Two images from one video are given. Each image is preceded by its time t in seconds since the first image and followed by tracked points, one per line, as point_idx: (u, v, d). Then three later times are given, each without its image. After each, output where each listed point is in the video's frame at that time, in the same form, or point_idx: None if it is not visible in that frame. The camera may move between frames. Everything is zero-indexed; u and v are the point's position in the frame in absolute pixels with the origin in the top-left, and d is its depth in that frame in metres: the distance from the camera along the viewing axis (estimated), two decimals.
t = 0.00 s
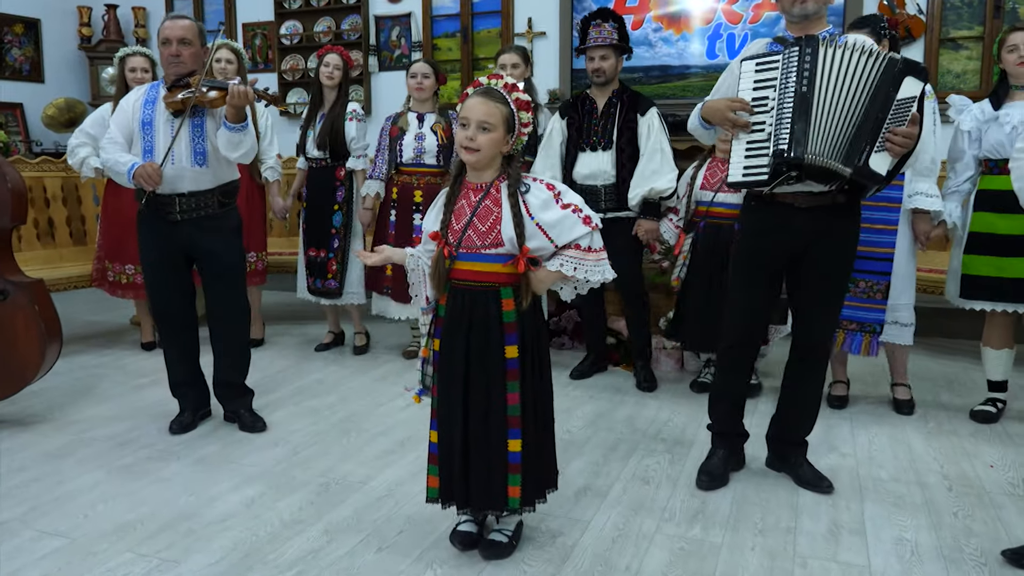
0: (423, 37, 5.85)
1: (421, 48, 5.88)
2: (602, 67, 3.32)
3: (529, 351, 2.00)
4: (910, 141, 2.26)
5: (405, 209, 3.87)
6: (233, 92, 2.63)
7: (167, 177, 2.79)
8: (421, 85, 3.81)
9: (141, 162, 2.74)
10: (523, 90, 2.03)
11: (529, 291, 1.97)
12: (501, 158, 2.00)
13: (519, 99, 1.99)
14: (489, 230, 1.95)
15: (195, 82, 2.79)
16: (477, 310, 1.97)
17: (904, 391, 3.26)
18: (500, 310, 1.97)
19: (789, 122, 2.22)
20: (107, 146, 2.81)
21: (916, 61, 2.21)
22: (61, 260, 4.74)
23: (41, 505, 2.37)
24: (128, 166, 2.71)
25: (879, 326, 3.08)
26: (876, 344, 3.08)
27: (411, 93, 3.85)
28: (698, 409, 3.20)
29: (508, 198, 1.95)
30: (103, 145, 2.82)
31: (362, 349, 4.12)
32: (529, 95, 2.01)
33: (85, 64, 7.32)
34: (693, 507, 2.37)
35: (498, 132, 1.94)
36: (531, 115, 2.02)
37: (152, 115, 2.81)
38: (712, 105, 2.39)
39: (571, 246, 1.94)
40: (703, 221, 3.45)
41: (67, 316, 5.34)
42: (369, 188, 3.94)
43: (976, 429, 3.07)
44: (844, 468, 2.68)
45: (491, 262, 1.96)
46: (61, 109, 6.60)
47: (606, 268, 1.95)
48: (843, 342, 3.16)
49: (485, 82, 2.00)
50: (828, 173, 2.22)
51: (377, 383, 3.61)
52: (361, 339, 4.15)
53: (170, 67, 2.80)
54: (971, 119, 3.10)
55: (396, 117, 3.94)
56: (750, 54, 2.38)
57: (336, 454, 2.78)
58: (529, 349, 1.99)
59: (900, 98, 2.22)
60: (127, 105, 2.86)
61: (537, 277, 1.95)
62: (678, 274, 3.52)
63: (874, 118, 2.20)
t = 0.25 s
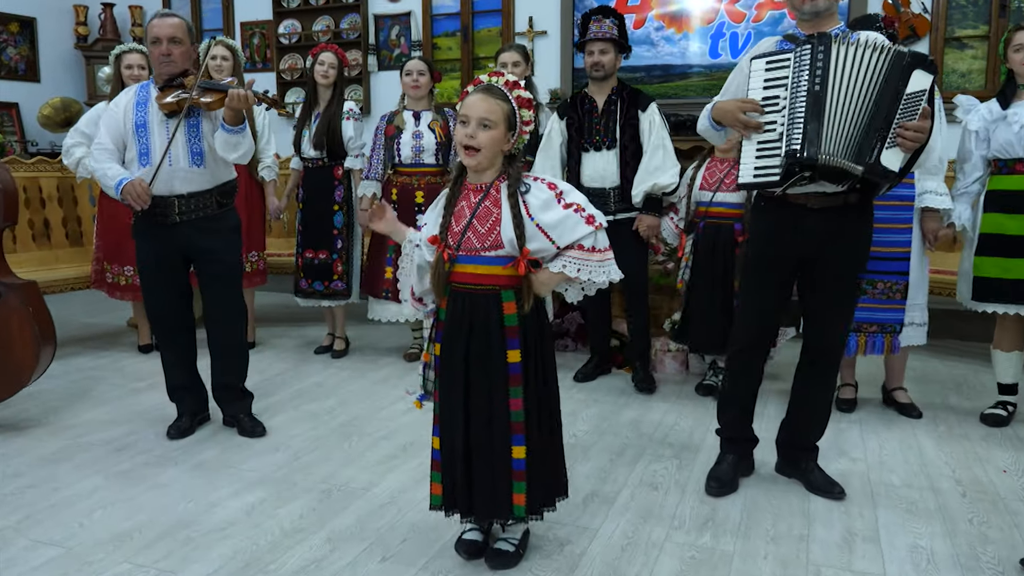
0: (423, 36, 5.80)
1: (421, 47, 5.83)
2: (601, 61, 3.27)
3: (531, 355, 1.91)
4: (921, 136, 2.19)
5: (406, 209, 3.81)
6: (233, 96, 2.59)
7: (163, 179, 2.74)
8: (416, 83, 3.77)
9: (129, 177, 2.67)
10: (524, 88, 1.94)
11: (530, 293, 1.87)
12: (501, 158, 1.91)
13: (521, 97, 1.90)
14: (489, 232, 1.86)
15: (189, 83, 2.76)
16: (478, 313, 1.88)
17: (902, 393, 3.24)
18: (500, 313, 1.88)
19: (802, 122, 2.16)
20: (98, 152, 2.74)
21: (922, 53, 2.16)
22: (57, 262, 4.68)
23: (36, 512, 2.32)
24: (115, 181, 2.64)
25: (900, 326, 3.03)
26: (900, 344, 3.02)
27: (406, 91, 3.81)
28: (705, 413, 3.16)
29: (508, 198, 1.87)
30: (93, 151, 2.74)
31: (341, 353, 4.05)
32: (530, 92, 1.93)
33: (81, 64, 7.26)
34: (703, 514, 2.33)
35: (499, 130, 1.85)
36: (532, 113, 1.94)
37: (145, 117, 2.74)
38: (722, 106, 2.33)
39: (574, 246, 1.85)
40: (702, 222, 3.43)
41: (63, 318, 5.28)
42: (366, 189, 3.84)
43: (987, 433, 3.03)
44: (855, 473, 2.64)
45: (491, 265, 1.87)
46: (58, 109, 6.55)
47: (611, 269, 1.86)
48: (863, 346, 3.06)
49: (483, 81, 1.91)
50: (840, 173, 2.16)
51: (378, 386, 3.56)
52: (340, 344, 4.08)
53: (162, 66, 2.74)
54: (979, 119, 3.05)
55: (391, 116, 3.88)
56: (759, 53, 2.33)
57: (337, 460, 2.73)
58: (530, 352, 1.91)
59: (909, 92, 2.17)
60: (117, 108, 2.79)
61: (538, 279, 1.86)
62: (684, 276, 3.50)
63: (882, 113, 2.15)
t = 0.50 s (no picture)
0: (419, 35, 5.74)
1: (416, 45, 5.78)
2: (601, 62, 3.21)
3: (535, 358, 1.81)
4: (929, 132, 2.10)
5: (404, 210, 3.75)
6: (236, 96, 2.60)
7: (161, 181, 2.68)
8: (412, 82, 3.72)
9: (122, 189, 2.60)
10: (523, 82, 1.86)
11: (534, 297, 1.80)
12: (505, 154, 1.83)
13: (522, 91, 1.81)
14: (491, 233, 1.78)
15: (188, 82, 2.72)
16: (481, 316, 1.79)
17: (909, 396, 3.19)
18: (504, 318, 1.78)
19: (810, 122, 2.09)
20: (90, 158, 2.64)
21: (930, 47, 2.09)
22: (48, 263, 4.61)
23: (26, 521, 2.25)
24: (109, 192, 2.56)
25: (917, 329, 3.00)
26: (917, 348, 2.98)
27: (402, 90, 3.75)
28: (708, 417, 3.10)
29: (510, 198, 1.79)
30: (85, 157, 2.64)
31: (346, 355, 4.00)
32: (530, 87, 1.84)
33: (72, 63, 7.18)
34: (710, 522, 2.28)
35: (502, 125, 1.76)
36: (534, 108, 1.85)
37: (141, 118, 2.67)
38: (729, 104, 2.27)
39: (579, 249, 1.77)
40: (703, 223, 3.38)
41: (53, 320, 5.20)
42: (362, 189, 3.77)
43: (994, 437, 2.98)
44: (862, 479, 2.59)
45: (494, 267, 1.79)
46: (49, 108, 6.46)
47: (617, 271, 1.78)
48: (878, 347, 3.04)
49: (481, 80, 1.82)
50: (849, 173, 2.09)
51: (375, 389, 3.50)
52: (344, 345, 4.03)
53: (155, 66, 2.65)
54: (992, 118, 2.98)
55: (386, 115, 3.81)
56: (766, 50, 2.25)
57: (335, 466, 2.67)
58: (534, 356, 1.81)
59: (916, 87, 2.08)
60: (108, 110, 2.69)
61: (543, 282, 1.79)
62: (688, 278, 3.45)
63: (887, 109, 2.07)
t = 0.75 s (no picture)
0: (422, 35, 5.70)
1: (419, 45, 5.73)
2: (619, 57, 3.17)
3: (550, 362, 1.75)
4: (946, 125, 2.03)
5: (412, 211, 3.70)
6: (253, 98, 2.54)
7: (170, 182, 2.65)
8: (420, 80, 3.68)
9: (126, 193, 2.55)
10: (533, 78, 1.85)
11: (552, 300, 1.75)
12: (524, 151, 1.79)
13: (534, 87, 1.80)
14: (511, 232, 1.72)
15: (200, 83, 2.69)
16: (498, 317, 1.74)
17: (942, 401, 3.13)
18: (521, 320, 1.73)
19: (829, 120, 2.04)
20: (95, 157, 2.58)
21: (946, 41, 2.03)
22: (46, 265, 4.56)
23: (25, 530, 2.20)
24: (111, 197, 2.51)
25: (934, 332, 3.01)
26: (933, 351, 3.01)
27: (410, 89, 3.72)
28: (719, 421, 3.06)
29: (531, 196, 1.73)
30: (89, 156, 2.58)
31: (375, 358, 3.95)
32: (541, 82, 1.83)
33: (72, 63, 7.13)
34: (726, 529, 2.23)
35: (519, 119, 1.74)
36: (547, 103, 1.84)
37: (151, 117, 2.63)
38: (744, 98, 2.21)
39: (598, 251, 1.72)
40: (721, 224, 3.32)
41: (53, 323, 5.14)
42: (371, 190, 3.76)
43: (1010, 441, 2.94)
44: (879, 484, 2.54)
45: (511, 268, 1.73)
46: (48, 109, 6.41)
47: (637, 275, 1.73)
48: (895, 349, 3.07)
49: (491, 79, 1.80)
50: (868, 172, 2.04)
51: (380, 392, 3.45)
52: (372, 348, 3.98)
53: (168, 64, 2.63)
54: None
55: (395, 115, 3.80)
56: (782, 48, 2.19)
57: (341, 472, 2.62)
58: (550, 360, 1.76)
59: (930, 79, 2.03)
60: (114, 108, 2.63)
61: (560, 284, 1.75)
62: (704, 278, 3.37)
63: (904, 105, 2.02)
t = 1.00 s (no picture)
0: (425, 34, 5.65)
1: (422, 45, 5.68)
2: (647, 55, 3.14)
3: (573, 367, 1.75)
4: (964, 122, 1.98)
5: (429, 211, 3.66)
6: (279, 100, 2.54)
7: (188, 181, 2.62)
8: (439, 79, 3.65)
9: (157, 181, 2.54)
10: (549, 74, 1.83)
11: (575, 303, 1.74)
12: (544, 149, 1.78)
13: (551, 83, 1.78)
14: (534, 233, 1.72)
15: (222, 81, 2.65)
16: (520, 321, 1.73)
17: (959, 404, 3.08)
18: (544, 324, 1.72)
19: (848, 118, 1.98)
20: (115, 153, 2.56)
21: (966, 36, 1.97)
22: (45, 267, 4.51)
23: (25, 539, 2.15)
24: (144, 184, 2.50)
25: (964, 332, 2.98)
26: (962, 351, 2.98)
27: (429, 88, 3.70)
28: (731, 425, 3.01)
29: (554, 196, 1.74)
30: (109, 152, 2.56)
31: (382, 361, 3.90)
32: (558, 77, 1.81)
33: (71, 62, 7.07)
34: (743, 536, 2.18)
35: (540, 117, 1.73)
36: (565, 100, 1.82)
37: (169, 114, 2.61)
38: (760, 96, 2.16)
39: (621, 254, 1.73)
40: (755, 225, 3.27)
41: (51, 325, 5.08)
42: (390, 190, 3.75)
43: None
44: (896, 490, 2.49)
45: (534, 270, 1.73)
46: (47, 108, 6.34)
47: (657, 279, 1.75)
48: (924, 350, 3.03)
49: (506, 76, 1.78)
50: (885, 170, 1.98)
51: (385, 395, 3.40)
52: (381, 351, 3.94)
53: (186, 63, 2.58)
54: None
55: (415, 115, 3.78)
56: (799, 44, 2.15)
57: (348, 478, 2.57)
58: (573, 364, 1.76)
59: (949, 75, 1.97)
60: (130, 103, 2.61)
61: (583, 287, 1.75)
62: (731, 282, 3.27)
63: (921, 102, 1.97)
